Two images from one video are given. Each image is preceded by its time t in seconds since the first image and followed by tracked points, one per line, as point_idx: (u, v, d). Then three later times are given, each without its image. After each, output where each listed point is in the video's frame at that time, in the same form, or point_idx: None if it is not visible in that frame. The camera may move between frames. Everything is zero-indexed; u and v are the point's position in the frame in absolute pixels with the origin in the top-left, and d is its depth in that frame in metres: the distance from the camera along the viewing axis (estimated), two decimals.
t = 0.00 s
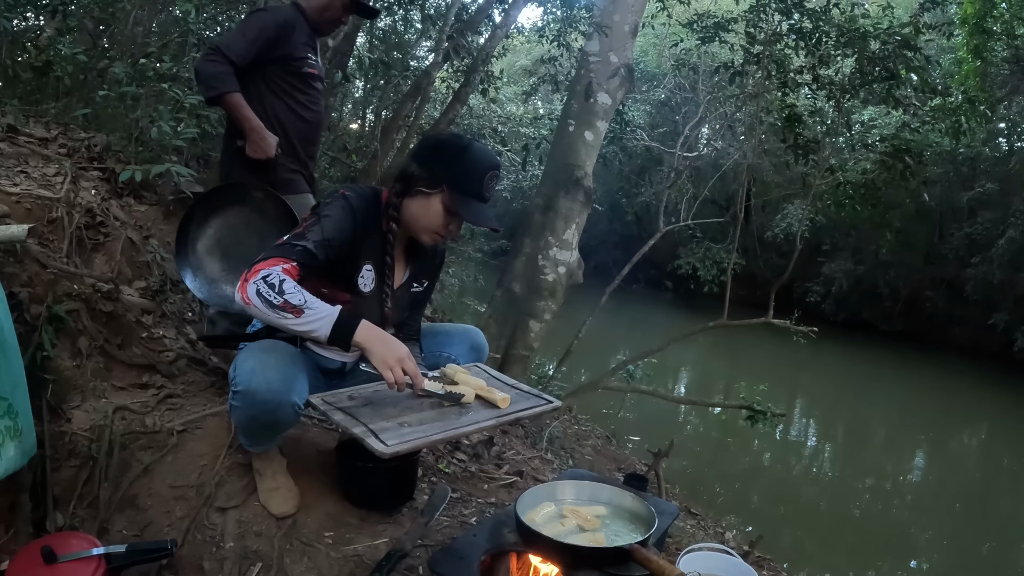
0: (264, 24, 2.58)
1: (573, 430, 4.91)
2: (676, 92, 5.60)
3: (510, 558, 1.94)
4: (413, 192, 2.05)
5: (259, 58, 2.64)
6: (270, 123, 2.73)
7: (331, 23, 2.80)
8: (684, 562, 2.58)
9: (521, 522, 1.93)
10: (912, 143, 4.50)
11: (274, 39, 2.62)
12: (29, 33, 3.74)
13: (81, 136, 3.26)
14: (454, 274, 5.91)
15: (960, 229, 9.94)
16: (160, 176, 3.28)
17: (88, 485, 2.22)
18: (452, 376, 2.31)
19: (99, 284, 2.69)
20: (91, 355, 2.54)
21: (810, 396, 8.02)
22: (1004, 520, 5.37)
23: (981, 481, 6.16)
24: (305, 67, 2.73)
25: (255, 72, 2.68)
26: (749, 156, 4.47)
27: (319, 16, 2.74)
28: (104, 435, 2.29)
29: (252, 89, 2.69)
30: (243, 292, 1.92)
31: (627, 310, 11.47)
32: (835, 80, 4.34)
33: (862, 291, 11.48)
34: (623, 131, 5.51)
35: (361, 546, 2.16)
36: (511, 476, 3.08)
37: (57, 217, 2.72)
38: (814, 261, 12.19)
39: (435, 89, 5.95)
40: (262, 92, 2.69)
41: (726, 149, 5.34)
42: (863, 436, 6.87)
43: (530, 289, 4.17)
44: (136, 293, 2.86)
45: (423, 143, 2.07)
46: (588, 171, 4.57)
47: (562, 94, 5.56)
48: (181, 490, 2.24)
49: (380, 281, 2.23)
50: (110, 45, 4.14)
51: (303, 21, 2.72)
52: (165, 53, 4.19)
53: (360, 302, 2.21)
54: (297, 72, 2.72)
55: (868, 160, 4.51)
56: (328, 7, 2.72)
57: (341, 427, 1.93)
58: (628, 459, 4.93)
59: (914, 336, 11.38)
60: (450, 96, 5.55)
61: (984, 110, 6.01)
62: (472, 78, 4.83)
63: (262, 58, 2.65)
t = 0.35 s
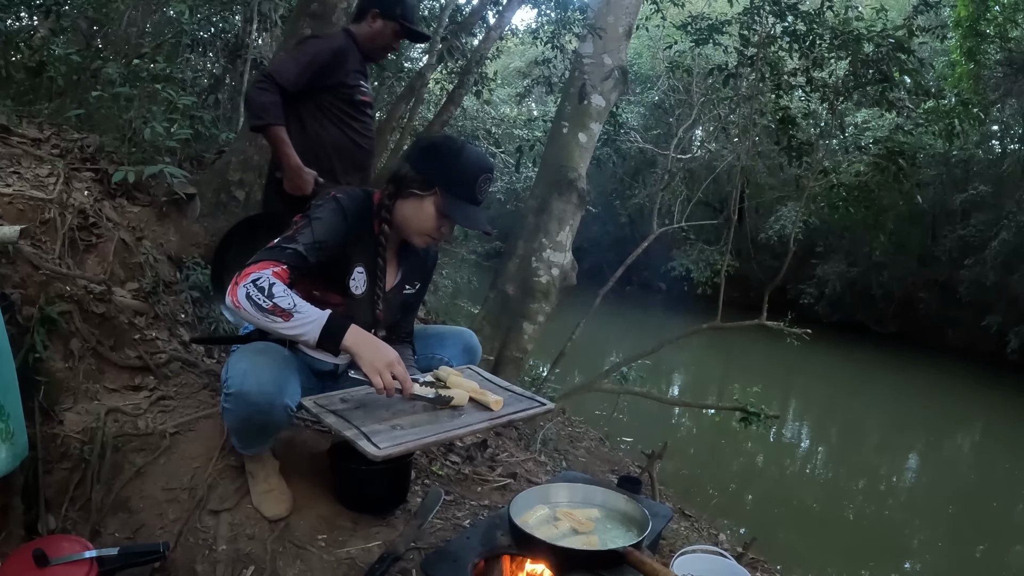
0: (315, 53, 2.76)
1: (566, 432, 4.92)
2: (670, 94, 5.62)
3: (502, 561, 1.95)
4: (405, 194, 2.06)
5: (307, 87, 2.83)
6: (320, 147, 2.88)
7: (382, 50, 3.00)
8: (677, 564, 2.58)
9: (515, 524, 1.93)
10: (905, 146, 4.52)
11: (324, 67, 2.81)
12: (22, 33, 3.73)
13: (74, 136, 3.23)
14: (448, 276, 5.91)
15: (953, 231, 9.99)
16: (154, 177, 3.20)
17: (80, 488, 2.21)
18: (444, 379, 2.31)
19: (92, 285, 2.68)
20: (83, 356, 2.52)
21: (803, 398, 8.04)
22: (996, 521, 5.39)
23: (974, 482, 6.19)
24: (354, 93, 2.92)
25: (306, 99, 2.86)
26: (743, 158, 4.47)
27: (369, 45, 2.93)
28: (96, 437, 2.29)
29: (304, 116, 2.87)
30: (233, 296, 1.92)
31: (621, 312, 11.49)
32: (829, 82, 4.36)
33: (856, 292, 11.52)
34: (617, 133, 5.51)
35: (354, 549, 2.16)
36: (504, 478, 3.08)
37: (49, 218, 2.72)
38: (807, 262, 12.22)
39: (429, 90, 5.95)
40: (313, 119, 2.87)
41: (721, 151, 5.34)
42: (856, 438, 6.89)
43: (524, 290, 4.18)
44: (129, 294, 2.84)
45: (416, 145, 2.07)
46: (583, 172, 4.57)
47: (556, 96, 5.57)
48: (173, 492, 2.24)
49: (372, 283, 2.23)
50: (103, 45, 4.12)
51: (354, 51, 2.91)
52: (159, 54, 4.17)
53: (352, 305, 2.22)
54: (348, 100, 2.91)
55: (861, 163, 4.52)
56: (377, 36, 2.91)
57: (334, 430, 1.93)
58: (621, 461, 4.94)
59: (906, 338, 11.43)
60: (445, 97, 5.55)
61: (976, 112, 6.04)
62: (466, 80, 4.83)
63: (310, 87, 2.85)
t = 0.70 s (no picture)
0: (394, 104, 3.00)
1: (567, 431, 4.91)
2: (673, 94, 5.62)
3: (505, 560, 1.92)
4: (409, 192, 2.05)
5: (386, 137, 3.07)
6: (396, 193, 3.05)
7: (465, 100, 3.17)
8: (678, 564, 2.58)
9: (516, 524, 1.92)
10: (909, 148, 4.50)
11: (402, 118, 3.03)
12: (26, 27, 3.72)
13: (78, 132, 3.23)
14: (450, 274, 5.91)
15: (955, 234, 9.97)
16: (157, 173, 3.19)
17: (81, 484, 2.21)
18: (445, 378, 2.30)
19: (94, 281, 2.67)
20: (85, 352, 2.51)
21: (804, 399, 8.04)
22: (997, 524, 5.38)
23: (975, 485, 6.18)
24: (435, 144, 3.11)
25: (386, 148, 3.09)
26: (747, 158, 4.46)
27: (453, 94, 3.12)
28: (97, 433, 2.28)
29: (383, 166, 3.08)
30: (234, 293, 1.93)
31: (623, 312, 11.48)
32: (833, 83, 4.33)
33: (858, 294, 11.51)
34: (621, 132, 5.51)
35: (355, 547, 2.15)
36: (505, 477, 3.07)
37: (51, 213, 2.71)
38: (809, 264, 12.20)
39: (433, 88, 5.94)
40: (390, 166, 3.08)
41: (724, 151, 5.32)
42: (857, 439, 6.88)
43: (526, 289, 4.17)
44: (131, 290, 2.84)
45: (421, 143, 2.07)
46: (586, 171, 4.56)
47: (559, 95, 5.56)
48: (174, 489, 2.23)
49: (375, 282, 2.22)
50: (107, 40, 4.11)
51: (438, 102, 3.12)
52: (163, 50, 4.17)
53: (354, 303, 2.21)
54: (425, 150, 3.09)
55: (865, 164, 4.51)
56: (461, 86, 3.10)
57: (335, 429, 1.92)
58: (622, 461, 4.93)
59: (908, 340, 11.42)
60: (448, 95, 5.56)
61: (980, 114, 6.04)
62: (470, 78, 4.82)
63: (389, 137, 3.08)
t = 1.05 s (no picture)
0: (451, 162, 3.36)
1: (575, 430, 4.90)
2: (681, 92, 5.61)
3: (512, 560, 1.92)
4: (416, 190, 2.04)
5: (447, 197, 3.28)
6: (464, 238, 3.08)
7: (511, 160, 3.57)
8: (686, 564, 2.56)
9: (524, 524, 1.91)
10: (917, 145, 4.46)
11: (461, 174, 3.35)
12: (32, 29, 3.73)
13: (84, 133, 3.23)
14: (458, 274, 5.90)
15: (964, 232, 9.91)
16: (163, 173, 3.19)
17: (89, 483, 2.21)
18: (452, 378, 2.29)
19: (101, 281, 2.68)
20: (93, 352, 2.51)
21: (812, 398, 8.00)
22: (1007, 523, 5.34)
23: (984, 484, 6.14)
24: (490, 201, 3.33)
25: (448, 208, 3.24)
26: (754, 156, 4.42)
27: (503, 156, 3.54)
28: (105, 433, 2.29)
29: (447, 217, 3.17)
30: (250, 301, 1.93)
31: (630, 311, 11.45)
32: (840, 81, 4.27)
33: (866, 292, 11.45)
34: (627, 131, 5.48)
35: (363, 547, 2.15)
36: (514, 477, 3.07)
37: (59, 214, 2.72)
38: (817, 262, 12.14)
39: (439, 88, 5.94)
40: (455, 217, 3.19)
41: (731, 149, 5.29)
42: (865, 438, 6.85)
43: (534, 288, 4.16)
44: (139, 290, 2.85)
45: (427, 141, 2.06)
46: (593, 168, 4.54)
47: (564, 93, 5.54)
48: (182, 489, 2.23)
49: (381, 281, 2.21)
50: (114, 41, 4.11)
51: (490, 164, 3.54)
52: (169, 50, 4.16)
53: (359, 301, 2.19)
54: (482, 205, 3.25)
55: (872, 162, 4.47)
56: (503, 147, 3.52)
57: (339, 429, 1.92)
58: (630, 460, 4.91)
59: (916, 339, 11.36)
60: (455, 94, 5.56)
61: (988, 111, 6.00)
62: (476, 77, 4.80)
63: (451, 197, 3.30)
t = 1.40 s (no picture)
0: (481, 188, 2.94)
1: (572, 432, 4.90)
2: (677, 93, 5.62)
3: (509, 562, 1.92)
4: (409, 194, 2.04)
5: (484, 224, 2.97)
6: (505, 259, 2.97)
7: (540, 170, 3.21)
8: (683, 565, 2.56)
9: (521, 526, 1.91)
10: (913, 146, 4.47)
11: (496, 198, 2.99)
12: (28, 31, 3.73)
13: (80, 135, 3.22)
14: (454, 275, 5.90)
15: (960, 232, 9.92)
16: (160, 176, 3.19)
17: (85, 487, 2.21)
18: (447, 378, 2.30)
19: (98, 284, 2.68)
20: (89, 356, 2.51)
21: (809, 398, 8.02)
22: (1003, 523, 5.35)
23: (981, 483, 6.15)
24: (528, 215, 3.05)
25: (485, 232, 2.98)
26: (751, 156, 4.42)
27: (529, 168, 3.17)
28: (101, 436, 2.29)
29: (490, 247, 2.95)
30: (309, 294, 1.90)
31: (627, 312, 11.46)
32: (835, 81, 4.27)
33: (862, 293, 11.47)
34: (624, 132, 5.49)
35: (359, 550, 2.15)
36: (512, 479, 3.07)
37: (54, 217, 2.72)
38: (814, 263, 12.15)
39: (435, 89, 5.94)
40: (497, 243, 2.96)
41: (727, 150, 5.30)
42: (862, 438, 6.86)
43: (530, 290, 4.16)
44: (135, 293, 2.85)
45: (416, 145, 2.07)
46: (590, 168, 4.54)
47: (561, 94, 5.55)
48: (178, 492, 2.23)
49: (378, 284, 2.20)
50: (109, 44, 4.10)
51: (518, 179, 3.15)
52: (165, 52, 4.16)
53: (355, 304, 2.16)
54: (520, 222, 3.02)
55: (869, 163, 4.48)
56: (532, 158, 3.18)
57: (332, 430, 1.92)
58: (627, 461, 4.91)
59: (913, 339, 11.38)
60: (451, 96, 5.56)
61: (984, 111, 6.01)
62: (472, 78, 4.81)
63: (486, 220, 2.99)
